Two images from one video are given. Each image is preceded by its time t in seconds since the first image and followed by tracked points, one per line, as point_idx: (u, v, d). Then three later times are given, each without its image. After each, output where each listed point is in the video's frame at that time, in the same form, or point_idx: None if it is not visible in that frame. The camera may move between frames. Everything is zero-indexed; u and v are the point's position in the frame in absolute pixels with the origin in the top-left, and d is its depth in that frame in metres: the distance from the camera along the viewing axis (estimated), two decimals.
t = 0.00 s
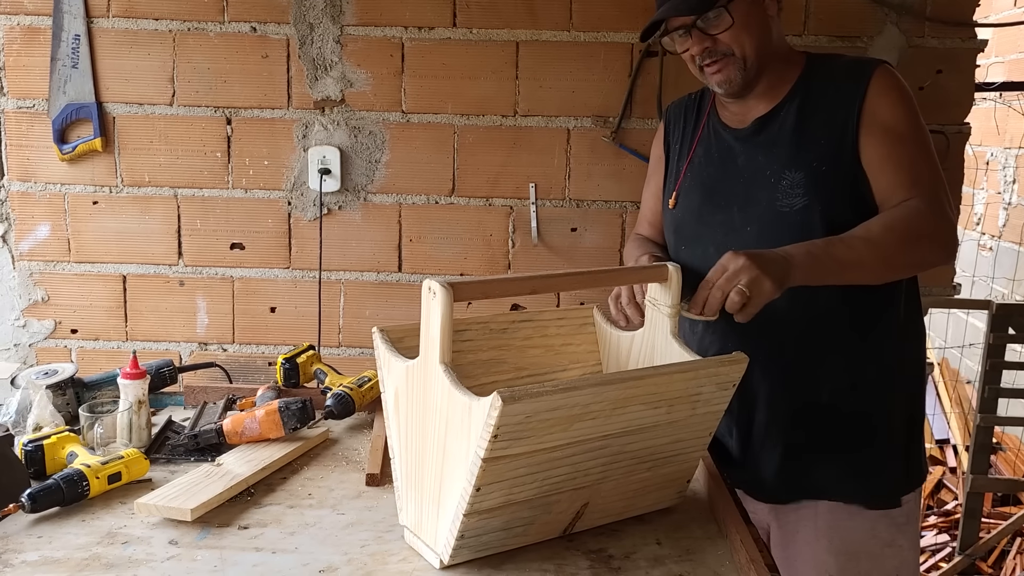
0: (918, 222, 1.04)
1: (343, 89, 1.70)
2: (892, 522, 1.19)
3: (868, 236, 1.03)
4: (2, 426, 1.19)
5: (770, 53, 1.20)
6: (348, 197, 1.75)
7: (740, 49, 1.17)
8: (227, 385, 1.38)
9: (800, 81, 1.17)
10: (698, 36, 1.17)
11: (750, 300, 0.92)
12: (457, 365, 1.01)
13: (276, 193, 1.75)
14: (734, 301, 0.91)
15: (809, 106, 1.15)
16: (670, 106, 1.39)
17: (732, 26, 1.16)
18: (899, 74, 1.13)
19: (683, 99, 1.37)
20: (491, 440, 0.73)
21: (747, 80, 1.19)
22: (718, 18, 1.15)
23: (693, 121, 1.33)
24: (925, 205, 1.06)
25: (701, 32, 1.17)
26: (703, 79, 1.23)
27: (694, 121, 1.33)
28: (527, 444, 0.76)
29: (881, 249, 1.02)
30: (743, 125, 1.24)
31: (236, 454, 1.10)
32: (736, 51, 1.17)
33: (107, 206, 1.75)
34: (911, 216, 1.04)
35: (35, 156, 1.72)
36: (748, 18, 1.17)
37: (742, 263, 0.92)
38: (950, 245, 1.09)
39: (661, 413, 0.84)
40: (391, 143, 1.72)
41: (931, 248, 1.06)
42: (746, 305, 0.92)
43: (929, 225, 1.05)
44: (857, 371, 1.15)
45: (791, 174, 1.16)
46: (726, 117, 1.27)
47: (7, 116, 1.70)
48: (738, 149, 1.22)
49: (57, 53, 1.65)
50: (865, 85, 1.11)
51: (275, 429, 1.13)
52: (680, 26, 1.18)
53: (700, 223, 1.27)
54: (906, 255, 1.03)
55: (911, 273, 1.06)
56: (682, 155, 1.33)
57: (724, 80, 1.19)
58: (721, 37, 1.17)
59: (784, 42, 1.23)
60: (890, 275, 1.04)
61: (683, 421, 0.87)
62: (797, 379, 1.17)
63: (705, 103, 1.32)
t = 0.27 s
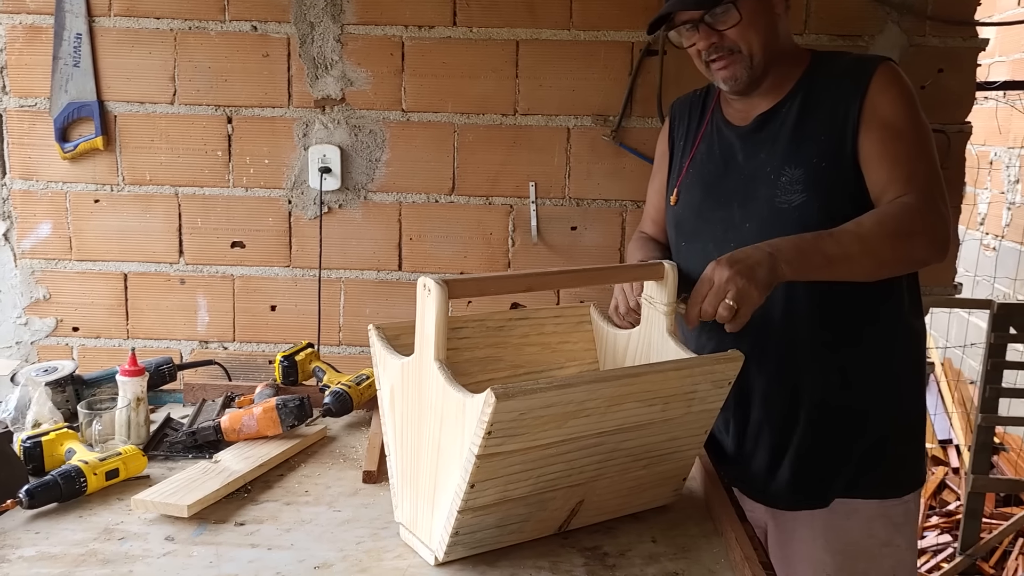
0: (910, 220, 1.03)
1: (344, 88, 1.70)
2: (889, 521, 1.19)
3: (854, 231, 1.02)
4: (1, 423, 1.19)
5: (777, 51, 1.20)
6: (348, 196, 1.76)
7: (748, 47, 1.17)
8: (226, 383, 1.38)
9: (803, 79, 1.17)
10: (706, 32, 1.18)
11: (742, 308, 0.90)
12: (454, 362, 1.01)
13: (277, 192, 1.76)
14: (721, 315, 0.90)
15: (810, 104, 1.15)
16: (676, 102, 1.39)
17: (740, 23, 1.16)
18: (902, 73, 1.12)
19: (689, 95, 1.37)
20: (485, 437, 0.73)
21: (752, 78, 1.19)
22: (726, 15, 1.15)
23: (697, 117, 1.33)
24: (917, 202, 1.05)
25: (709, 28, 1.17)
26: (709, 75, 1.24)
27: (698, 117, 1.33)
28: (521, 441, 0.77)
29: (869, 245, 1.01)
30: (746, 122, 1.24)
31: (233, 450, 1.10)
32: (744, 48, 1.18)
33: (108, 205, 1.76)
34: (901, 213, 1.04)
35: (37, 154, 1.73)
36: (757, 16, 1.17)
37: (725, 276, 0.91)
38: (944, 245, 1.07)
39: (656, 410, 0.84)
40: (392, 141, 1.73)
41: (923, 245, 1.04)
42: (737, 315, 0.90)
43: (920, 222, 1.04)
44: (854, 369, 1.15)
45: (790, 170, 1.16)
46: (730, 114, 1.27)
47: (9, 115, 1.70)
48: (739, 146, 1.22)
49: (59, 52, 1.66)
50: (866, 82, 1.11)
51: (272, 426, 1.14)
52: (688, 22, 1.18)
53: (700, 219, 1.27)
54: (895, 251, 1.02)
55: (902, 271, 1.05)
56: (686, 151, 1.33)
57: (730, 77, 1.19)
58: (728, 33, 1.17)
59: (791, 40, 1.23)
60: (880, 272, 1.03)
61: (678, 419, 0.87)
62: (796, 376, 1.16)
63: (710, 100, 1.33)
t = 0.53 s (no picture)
0: (920, 228, 1.03)
1: (350, 89, 1.71)
2: (891, 522, 1.19)
3: (866, 244, 1.02)
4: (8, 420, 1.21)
5: (797, 50, 1.19)
6: (354, 196, 1.77)
7: (768, 45, 1.17)
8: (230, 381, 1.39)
9: (819, 80, 1.17)
10: (728, 27, 1.16)
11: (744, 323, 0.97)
12: (453, 361, 1.01)
13: (283, 192, 1.77)
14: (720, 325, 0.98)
15: (824, 105, 1.15)
16: (691, 97, 1.38)
17: (763, 22, 1.15)
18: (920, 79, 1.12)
19: (704, 92, 1.37)
20: (482, 434, 0.74)
21: (771, 76, 1.19)
22: (750, 12, 1.14)
23: (711, 113, 1.33)
24: (927, 211, 1.05)
25: (731, 24, 1.16)
26: (726, 70, 1.23)
27: (713, 113, 1.32)
28: (518, 438, 0.77)
29: (878, 258, 1.01)
30: (759, 120, 1.24)
31: (236, 447, 1.11)
32: (766, 46, 1.17)
33: (117, 205, 1.78)
34: (911, 223, 1.03)
35: (47, 154, 1.74)
36: (779, 15, 1.16)
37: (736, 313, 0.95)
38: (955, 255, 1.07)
39: (655, 409, 0.84)
40: (397, 142, 1.74)
41: (931, 256, 1.04)
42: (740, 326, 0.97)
43: (929, 231, 1.03)
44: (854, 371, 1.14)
45: (801, 171, 1.15)
46: (744, 112, 1.27)
47: (20, 115, 1.72)
48: (751, 145, 1.22)
49: (70, 53, 1.68)
50: (882, 87, 1.11)
51: (275, 423, 1.14)
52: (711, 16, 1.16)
53: (707, 215, 1.26)
54: (903, 262, 1.02)
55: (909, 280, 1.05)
56: (698, 146, 1.33)
57: (749, 74, 1.19)
58: (750, 30, 1.16)
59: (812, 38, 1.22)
60: (889, 283, 1.04)
61: (677, 417, 0.87)
62: (799, 376, 1.16)
63: (725, 95, 1.32)
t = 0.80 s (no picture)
0: (940, 252, 0.99)
1: (363, 89, 1.72)
2: (899, 522, 1.18)
3: (877, 263, 0.99)
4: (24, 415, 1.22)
5: (845, 53, 1.11)
6: (367, 196, 1.78)
7: (821, 49, 1.07)
8: (242, 378, 1.40)
9: (861, 84, 1.12)
10: (783, 24, 1.05)
11: (741, 336, 0.97)
12: (461, 359, 1.01)
13: (297, 191, 1.78)
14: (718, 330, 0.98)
15: (864, 115, 1.11)
16: (727, 72, 1.30)
17: (821, 24, 1.05)
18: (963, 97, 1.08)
19: (742, 69, 1.29)
20: (487, 429, 0.74)
21: (814, 79, 1.10)
22: (810, 11, 1.03)
23: (748, 95, 1.25)
24: (947, 235, 1.02)
25: (787, 20, 1.05)
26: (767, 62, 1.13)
27: (749, 96, 1.25)
28: (524, 434, 0.77)
29: (889, 279, 0.98)
30: (795, 119, 1.18)
31: (247, 444, 1.12)
32: (817, 50, 1.07)
33: (132, 204, 1.80)
34: (928, 246, 0.99)
35: (64, 154, 1.77)
36: (838, 16, 1.06)
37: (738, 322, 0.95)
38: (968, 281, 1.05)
39: (660, 405, 0.84)
40: (409, 142, 1.74)
41: (945, 283, 1.01)
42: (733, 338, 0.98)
43: (946, 256, 1.00)
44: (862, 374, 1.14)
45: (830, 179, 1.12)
46: (781, 103, 1.21)
47: (38, 116, 1.75)
48: (782, 143, 1.18)
49: (86, 54, 1.70)
50: (924, 101, 1.07)
51: (286, 420, 1.15)
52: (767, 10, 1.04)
53: (731, 209, 1.24)
54: (918, 289, 0.99)
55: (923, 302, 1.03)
56: (728, 128, 1.26)
57: (792, 76, 1.10)
58: (805, 30, 1.06)
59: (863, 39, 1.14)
60: (898, 305, 1.00)
61: (683, 414, 0.87)
62: (807, 374, 1.16)
63: (764, 79, 1.25)
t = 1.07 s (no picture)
0: (960, 285, 0.96)
1: (373, 89, 1.71)
2: (913, 525, 1.17)
3: (898, 291, 0.95)
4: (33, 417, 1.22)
5: (904, 71, 1.04)
6: (377, 196, 1.77)
7: (884, 66, 0.99)
8: (252, 379, 1.39)
9: (909, 98, 1.04)
10: (854, 32, 0.97)
11: (752, 345, 0.94)
12: (473, 361, 1.00)
13: (306, 192, 1.77)
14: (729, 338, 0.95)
15: (912, 132, 1.04)
16: (773, 53, 1.17)
17: (894, 42, 0.97)
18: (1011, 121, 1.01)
19: (790, 52, 1.17)
20: (501, 432, 0.73)
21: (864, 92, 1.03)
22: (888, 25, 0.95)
23: (793, 85, 1.15)
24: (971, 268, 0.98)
25: (860, 29, 0.96)
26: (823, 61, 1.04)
27: (794, 86, 1.15)
28: (537, 436, 0.76)
29: (906, 307, 0.94)
30: (838, 126, 1.10)
31: (258, 446, 1.11)
32: (880, 66, 0.99)
33: (142, 204, 1.79)
34: (947, 277, 0.96)
35: (73, 154, 1.76)
36: (914, 36, 0.98)
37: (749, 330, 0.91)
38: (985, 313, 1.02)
39: (674, 408, 0.83)
40: (420, 142, 1.73)
41: (962, 314, 0.98)
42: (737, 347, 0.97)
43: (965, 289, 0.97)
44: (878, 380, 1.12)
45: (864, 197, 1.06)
46: (827, 101, 1.11)
47: (47, 116, 1.74)
48: (821, 151, 1.10)
49: (96, 54, 1.69)
50: (972, 124, 1.00)
51: (297, 422, 1.14)
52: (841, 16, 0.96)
53: (757, 211, 1.17)
54: (934, 319, 0.96)
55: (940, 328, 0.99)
56: (770, 121, 1.16)
57: (846, 86, 1.02)
58: (876, 43, 0.98)
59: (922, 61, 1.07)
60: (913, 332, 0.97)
61: (697, 416, 0.86)
62: (823, 375, 1.14)
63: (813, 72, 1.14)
